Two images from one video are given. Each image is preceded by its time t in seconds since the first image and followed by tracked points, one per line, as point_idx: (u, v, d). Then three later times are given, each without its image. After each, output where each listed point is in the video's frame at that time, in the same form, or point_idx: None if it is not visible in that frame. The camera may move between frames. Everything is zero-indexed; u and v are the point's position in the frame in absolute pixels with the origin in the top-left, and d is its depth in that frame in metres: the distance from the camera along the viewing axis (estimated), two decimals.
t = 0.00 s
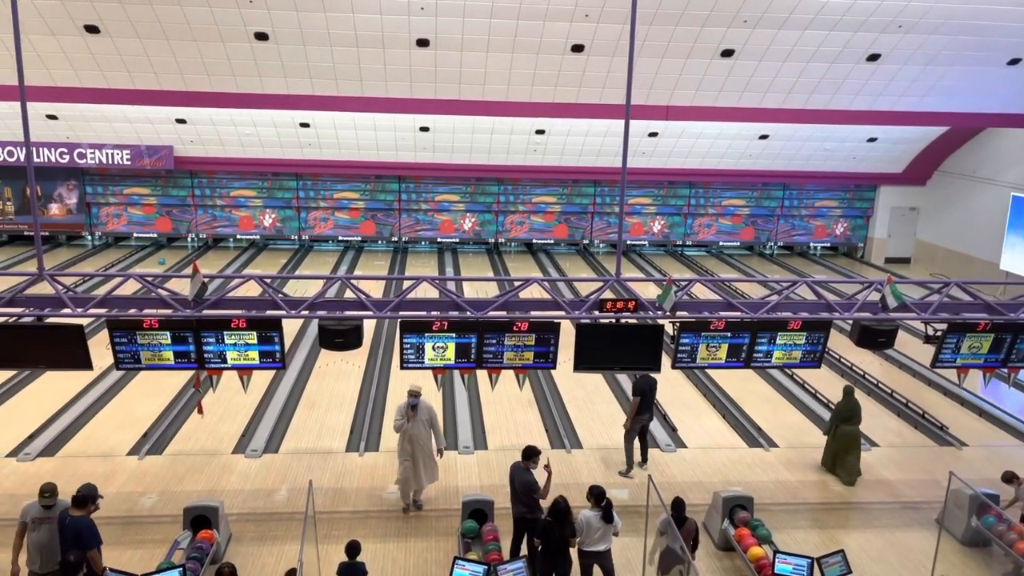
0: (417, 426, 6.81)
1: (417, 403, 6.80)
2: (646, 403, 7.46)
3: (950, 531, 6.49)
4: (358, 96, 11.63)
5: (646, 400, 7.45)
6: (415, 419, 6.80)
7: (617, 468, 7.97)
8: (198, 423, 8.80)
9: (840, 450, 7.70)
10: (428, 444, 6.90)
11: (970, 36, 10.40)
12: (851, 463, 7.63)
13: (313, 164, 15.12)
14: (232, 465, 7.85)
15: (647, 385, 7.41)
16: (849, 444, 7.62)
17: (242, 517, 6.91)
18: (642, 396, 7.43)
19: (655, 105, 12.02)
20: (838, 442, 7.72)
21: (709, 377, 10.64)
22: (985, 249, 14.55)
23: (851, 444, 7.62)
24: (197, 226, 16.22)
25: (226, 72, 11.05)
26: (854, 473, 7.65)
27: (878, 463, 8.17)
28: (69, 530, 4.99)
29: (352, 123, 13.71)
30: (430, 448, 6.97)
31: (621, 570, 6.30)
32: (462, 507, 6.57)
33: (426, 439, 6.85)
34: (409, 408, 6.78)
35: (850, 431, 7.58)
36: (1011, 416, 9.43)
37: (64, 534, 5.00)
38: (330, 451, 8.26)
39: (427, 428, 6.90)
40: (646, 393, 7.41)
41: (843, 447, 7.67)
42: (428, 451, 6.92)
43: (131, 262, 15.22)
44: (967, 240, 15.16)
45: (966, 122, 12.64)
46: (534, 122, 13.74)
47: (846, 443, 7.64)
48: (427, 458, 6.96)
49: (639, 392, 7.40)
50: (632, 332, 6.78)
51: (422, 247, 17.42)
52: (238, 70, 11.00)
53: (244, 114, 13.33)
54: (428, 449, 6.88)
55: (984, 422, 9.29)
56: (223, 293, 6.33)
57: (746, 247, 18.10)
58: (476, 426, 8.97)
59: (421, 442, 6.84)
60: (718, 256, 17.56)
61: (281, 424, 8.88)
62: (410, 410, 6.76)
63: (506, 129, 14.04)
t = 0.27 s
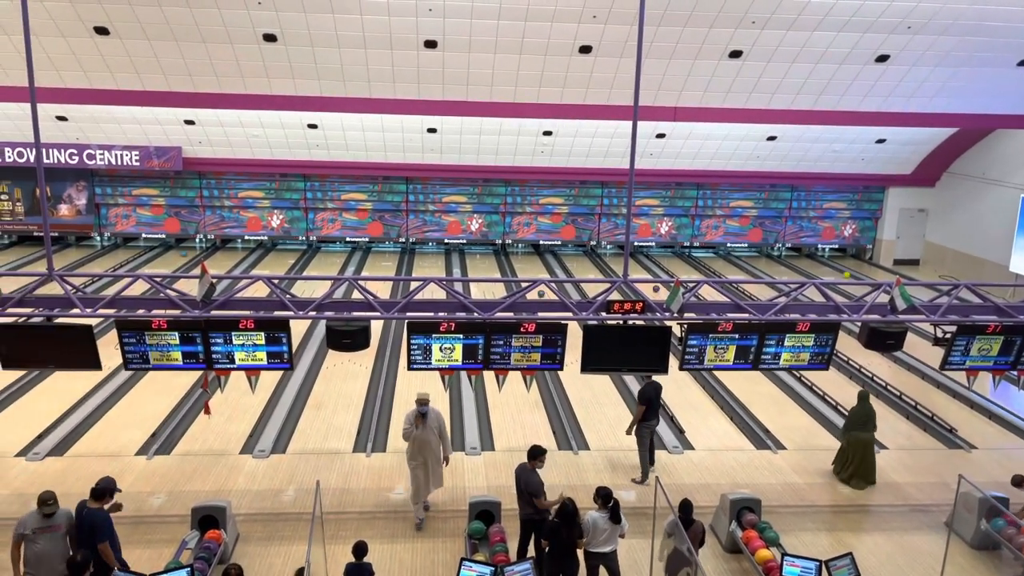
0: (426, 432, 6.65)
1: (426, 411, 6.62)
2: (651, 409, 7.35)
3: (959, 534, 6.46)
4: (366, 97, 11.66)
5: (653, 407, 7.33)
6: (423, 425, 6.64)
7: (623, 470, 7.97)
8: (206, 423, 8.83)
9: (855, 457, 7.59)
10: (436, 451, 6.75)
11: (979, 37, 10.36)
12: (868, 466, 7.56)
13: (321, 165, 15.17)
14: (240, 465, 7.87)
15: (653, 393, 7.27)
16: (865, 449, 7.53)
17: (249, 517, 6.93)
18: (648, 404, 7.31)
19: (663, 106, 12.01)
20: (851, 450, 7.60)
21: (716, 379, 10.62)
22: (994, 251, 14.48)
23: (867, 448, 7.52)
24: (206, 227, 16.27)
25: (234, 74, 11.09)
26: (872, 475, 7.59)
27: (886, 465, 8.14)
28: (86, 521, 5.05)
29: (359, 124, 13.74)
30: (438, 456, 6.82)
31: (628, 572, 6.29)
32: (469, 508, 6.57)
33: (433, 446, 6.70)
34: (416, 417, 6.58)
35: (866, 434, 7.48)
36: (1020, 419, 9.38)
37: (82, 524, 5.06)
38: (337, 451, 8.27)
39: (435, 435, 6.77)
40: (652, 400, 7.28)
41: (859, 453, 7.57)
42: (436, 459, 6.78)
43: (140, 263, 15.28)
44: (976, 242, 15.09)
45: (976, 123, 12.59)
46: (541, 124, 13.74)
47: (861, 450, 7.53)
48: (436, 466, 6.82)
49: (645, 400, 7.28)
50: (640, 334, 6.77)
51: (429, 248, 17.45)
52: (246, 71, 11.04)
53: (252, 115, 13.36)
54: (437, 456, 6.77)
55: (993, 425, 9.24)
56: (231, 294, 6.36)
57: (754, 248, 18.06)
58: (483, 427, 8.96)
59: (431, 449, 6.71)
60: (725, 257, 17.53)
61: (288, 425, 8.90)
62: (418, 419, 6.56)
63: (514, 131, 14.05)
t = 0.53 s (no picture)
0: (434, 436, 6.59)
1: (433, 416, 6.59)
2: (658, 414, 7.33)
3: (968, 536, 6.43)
4: (374, 97, 11.68)
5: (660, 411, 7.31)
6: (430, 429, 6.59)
7: (631, 470, 7.96)
8: (215, 422, 8.86)
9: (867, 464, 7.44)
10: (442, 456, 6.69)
11: (989, 37, 10.31)
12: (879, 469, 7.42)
13: (329, 165, 15.21)
14: (248, 464, 7.90)
15: (660, 396, 7.26)
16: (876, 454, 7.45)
17: (257, 516, 6.95)
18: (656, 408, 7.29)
19: (671, 106, 11.99)
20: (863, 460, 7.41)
21: (725, 379, 10.60)
22: (1004, 252, 14.40)
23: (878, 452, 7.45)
24: (214, 227, 16.33)
25: (243, 74, 11.13)
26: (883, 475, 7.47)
27: (895, 467, 8.10)
28: (112, 514, 5.12)
29: (367, 125, 13.77)
30: (445, 461, 6.76)
31: (636, 572, 6.28)
32: (477, 508, 6.58)
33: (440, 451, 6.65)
34: (425, 421, 6.56)
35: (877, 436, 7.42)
36: None
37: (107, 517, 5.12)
38: (345, 451, 8.29)
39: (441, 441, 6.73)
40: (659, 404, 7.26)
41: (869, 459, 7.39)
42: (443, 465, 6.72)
43: (149, 262, 15.35)
44: (986, 243, 15.02)
45: (986, 123, 12.52)
46: (549, 124, 13.73)
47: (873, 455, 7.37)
48: (442, 471, 6.76)
49: (653, 405, 7.25)
50: (648, 334, 6.76)
51: (437, 248, 17.47)
52: (254, 71, 11.07)
53: (261, 116, 13.40)
54: (443, 462, 6.72)
55: (1003, 427, 9.19)
56: (240, 294, 6.38)
57: (762, 249, 18.01)
58: (491, 427, 8.97)
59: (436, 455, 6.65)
60: (734, 258, 17.49)
61: (297, 424, 8.92)
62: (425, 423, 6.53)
63: (522, 131, 14.05)
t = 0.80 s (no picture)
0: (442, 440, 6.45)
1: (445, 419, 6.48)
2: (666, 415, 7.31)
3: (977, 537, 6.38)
4: (383, 96, 11.71)
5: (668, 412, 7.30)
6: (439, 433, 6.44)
7: (639, 470, 7.95)
8: (225, 420, 8.89)
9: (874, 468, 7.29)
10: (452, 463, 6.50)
11: (1001, 36, 10.24)
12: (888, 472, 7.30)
13: (339, 164, 15.25)
14: (257, 461, 7.93)
15: (668, 397, 7.25)
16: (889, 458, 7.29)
17: (266, 513, 6.97)
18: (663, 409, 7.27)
19: (680, 105, 11.98)
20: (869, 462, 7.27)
21: (733, 379, 10.57)
22: (1016, 252, 14.32)
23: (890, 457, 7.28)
24: (224, 225, 16.39)
25: (253, 72, 11.17)
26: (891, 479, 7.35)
27: (905, 467, 8.07)
28: (152, 505, 5.22)
29: (376, 123, 13.79)
30: (456, 468, 6.57)
31: (644, 572, 6.27)
32: (485, 507, 6.60)
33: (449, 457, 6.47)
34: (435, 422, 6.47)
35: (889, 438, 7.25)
36: None
37: (143, 507, 5.18)
38: (354, 448, 8.31)
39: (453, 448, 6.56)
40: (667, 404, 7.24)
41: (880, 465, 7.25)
42: (452, 472, 6.52)
43: (159, 260, 15.42)
44: (997, 243, 14.92)
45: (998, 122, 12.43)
46: (558, 123, 13.71)
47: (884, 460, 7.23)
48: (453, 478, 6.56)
49: (660, 406, 7.24)
50: (656, 333, 6.74)
51: (445, 246, 17.50)
52: (264, 69, 11.11)
53: (271, 114, 13.44)
54: (453, 467, 6.52)
55: (1014, 428, 9.14)
56: (250, 292, 6.40)
57: (771, 248, 17.96)
58: (499, 426, 8.97)
59: (443, 459, 6.48)
60: (743, 257, 17.44)
61: (305, 421, 8.95)
62: (434, 423, 6.45)
63: (530, 130, 14.04)
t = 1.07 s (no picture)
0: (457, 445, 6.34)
1: (460, 424, 6.35)
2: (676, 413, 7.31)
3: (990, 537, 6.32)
4: (395, 93, 11.72)
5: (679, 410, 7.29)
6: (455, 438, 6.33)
7: (649, 468, 7.94)
8: (236, 415, 8.94)
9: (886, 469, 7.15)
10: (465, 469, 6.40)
11: (1016, 33, 10.15)
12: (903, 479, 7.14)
13: (350, 161, 15.29)
14: (268, 457, 7.96)
15: (678, 396, 7.24)
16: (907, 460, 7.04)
17: (277, 509, 7.00)
18: (673, 408, 7.27)
19: (692, 102, 11.94)
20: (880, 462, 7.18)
21: (744, 377, 10.54)
22: None
23: (908, 458, 7.03)
24: (235, 222, 16.46)
25: (265, 69, 11.21)
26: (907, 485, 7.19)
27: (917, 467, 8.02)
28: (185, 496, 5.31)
29: (387, 120, 13.80)
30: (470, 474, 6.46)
31: (653, 570, 6.26)
32: (494, 504, 6.63)
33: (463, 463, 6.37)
34: (450, 427, 6.36)
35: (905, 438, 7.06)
36: None
37: (172, 498, 5.26)
38: (364, 445, 8.33)
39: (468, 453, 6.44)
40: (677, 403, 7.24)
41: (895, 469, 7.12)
42: (466, 478, 6.41)
43: (171, 256, 15.50)
44: (1011, 242, 14.81)
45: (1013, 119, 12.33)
46: (569, 120, 13.69)
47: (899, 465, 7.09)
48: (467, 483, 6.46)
49: (670, 405, 7.24)
50: (667, 331, 6.73)
51: (456, 244, 17.52)
52: (276, 66, 11.14)
53: (282, 111, 13.47)
54: (466, 473, 6.41)
55: None
56: (261, 288, 6.42)
57: (783, 246, 17.89)
58: (508, 423, 8.97)
59: (454, 464, 6.39)
60: (754, 255, 17.38)
61: (316, 418, 8.98)
62: (449, 429, 6.33)
63: (541, 127, 14.03)
